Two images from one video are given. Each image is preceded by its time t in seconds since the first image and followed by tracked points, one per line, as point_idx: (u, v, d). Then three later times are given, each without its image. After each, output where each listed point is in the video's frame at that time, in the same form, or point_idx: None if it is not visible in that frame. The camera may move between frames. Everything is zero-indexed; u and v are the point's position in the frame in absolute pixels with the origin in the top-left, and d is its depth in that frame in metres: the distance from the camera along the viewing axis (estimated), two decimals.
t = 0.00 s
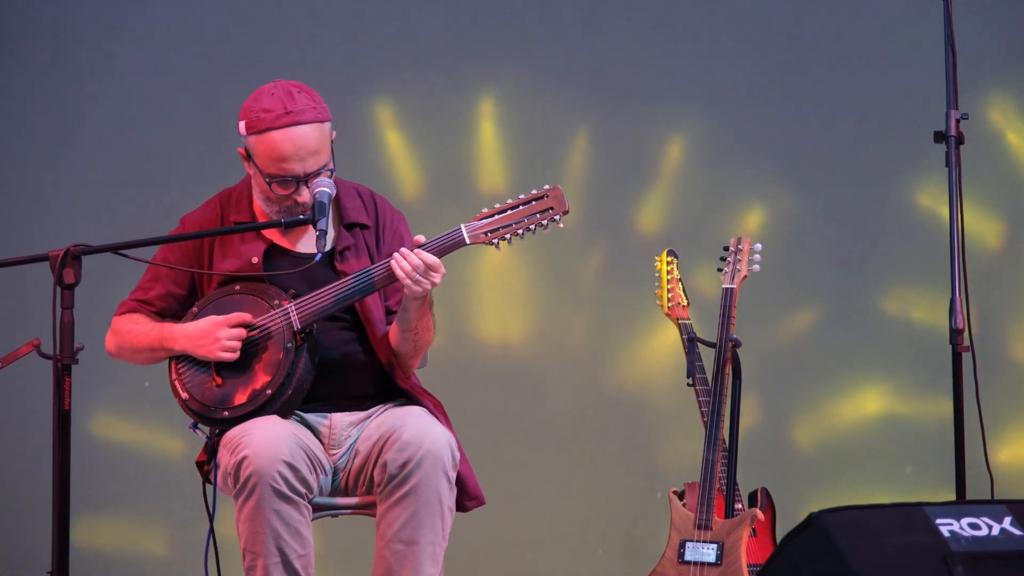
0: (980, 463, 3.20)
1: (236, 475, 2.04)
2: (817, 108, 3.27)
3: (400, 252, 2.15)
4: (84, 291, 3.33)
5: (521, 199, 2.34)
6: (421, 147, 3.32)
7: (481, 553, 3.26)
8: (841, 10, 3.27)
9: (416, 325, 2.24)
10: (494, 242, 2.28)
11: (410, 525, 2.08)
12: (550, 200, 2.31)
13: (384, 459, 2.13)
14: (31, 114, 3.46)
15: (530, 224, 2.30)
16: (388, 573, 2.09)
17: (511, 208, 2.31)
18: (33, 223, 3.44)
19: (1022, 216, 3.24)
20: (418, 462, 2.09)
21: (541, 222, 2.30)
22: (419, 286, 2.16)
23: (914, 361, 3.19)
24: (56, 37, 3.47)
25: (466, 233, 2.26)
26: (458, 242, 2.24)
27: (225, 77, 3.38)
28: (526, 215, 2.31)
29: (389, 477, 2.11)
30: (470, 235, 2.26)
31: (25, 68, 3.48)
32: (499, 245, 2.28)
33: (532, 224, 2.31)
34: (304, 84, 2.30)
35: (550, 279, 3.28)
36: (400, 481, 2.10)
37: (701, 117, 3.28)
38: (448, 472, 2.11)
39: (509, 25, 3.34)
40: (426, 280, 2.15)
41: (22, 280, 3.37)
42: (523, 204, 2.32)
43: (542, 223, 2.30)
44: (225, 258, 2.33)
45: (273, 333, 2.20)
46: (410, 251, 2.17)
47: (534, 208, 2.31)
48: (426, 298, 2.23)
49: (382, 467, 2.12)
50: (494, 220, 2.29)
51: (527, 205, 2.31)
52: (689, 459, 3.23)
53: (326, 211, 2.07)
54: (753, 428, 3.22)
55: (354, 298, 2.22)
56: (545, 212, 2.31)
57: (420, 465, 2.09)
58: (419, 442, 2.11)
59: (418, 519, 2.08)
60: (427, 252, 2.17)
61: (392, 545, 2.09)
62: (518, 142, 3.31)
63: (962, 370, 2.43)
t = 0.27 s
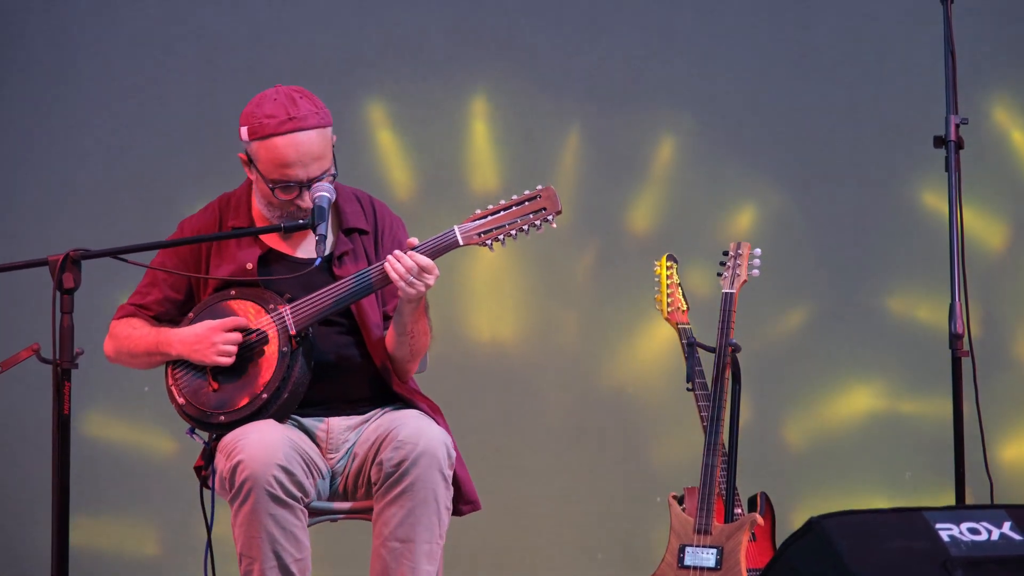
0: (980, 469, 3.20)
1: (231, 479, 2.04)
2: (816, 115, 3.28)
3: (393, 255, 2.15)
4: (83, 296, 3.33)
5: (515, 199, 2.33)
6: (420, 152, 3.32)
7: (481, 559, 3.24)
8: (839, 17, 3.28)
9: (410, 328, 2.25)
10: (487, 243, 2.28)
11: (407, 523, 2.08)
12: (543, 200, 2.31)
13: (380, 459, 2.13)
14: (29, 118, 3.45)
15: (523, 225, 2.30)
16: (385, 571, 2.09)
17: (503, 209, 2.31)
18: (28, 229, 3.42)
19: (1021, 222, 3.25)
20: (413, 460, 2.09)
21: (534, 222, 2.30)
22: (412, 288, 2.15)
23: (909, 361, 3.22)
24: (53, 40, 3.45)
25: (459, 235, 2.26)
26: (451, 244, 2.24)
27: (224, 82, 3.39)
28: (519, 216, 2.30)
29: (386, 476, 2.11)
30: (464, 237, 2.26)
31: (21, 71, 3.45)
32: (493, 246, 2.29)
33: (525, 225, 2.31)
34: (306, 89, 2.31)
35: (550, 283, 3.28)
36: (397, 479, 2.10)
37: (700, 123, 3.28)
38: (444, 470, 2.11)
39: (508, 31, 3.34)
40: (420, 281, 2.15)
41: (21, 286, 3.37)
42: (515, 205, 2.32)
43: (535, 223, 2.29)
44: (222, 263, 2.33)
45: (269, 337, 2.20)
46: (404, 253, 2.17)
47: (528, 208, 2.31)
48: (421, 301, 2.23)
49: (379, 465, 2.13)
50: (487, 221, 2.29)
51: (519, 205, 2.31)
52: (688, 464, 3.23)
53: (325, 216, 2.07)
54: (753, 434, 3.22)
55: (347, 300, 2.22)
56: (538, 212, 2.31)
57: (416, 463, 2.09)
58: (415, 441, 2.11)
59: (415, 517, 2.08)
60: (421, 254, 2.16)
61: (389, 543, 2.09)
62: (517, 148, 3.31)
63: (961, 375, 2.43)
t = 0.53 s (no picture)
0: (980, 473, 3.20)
1: (232, 483, 2.04)
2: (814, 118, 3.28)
3: (400, 261, 2.15)
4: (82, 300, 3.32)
5: (522, 209, 2.33)
6: (419, 156, 3.32)
7: (480, 564, 3.24)
8: (837, 21, 3.29)
9: (415, 335, 2.25)
10: (494, 252, 2.28)
11: (411, 529, 2.08)
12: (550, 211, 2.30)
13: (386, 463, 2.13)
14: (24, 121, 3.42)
15: (531, 235, 2.30)
16: None
17: (511, 218, 2.30)
18: (25, 232, 3.39)
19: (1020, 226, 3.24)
20: (420, 466, 2.09)
21: (541, 232, 2.29)
22: (417, 295, 2.15)
23: (912, 366, 3.20)
24: (47, 41, 3.42)
25: (466, 242, 2.26)
26: (457, 251, 2.24)
27: (223, 85, 3.37)
28: (526, 226, 2.30)
29: (391, 481, 2.11)
30: (471, 245, 2.26)
31: (15, 74, 3.42)
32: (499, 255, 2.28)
33: (531, 235, 2.30)
34: (298, 90, 2.33)
35: (549, 288, 3.28)
36: (402, 485, 2.10)
37: (699, 126, 3.29)
38: (450, 477, 2.12)
39: (506, 34, 3.34)
40: (426, 288, 2.15)
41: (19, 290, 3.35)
42: (523, 215, 2.32)
43: (541, 234, 2.29)
44: (229, 265, 2.33)
45: (272, 340, 2.20)
46: (410, 260, 2.17)
47: (535, 218, 2.30)
48: (426, 308, 2.23)
49: (385, 470, 2.13)
50: (494, 230, 2.29)
51: (526, 215, 2.30)
52: (688, 469, 3.22)
53: (324, 220, 2.07)
54: (752, 438, 3.22)
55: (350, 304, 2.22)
56: (546, 223, 2.30)
57: (423, 469, 2.09)
58: (422, 446, 2.11)
59: (419, 523, 2.09)
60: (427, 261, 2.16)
61: (392, 548, 2.09)
62: (516, 151, 3.31)
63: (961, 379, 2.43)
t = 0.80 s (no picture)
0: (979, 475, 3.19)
1: (237, 484, 2.04)
2: (813, 120, 3.28)
3: (409, 267, 2.16)
4: (80, 302, 3.30)
5: (530, 221, 2.34)
6: (418, 158, 3.31)
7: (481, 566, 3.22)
8: (835, 23, 3.29)
9: (420, 342, 2.26)
10: (502, 262, 2.28)
11: (423, 526, 2.07)
12: (559, 223, 2.31)
13: (399, 461, 2.14)
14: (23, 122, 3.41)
15: (540, 247, 2.31)
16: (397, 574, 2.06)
17: (519, 229, 2.31)
18: (23, 234, 3.37)
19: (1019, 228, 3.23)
20: (434, 463, 2.10)
21: (549, 244, 2.30)
22: (423, 302, 2.15)
23: (908, 365, 3.22)
24: (47, 44, 3.42)
25: (475, 252, 2.26)
26: (467, 260, 2.24)
27: (222, 87, 3.37)
28: (534, 237, 2.31)
29: (404, 477, 2.11)
30: (480, 254, 2.26)
31: (15, 76, 3.42)
32: (507, 265, 2.28)
33: (539, 246, 2.31)
34: (306, 95, 2.34)
35: (548, 290, 3.28)
36: (416, 481, 2.10)
37: (698, 128, 3.29)
38: (463, 476, 2.12)
39: (505, 36, 3.34)
40: (433, 296, 2.15)
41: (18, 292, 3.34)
42: (531, 226, 2.32)
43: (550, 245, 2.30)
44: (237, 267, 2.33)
45: (275, 342, 2.21)
46: (418, 266, 2.17)
47: (543, 230, 2.31)
48: (432, 316, 2.23)
49: (398, 468, 2.12)
50: (502, 240, 2.29)
51: (535, 227, 2.31)
52: (687, 471, 3.22)
53: (323, 222, 2.07)
54: (752, 440, 3.21)
55: (351, 310, 2.22)
56: (555, 235, 2.31)
57: (437, 465, 2.10)
58: (436, 444, 2.12)
59: (431, 520, 2.08)
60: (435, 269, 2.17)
61: (403, 545, 2.07)
62: (515, 153, 3.31)
63: (960, 381, 2.43)
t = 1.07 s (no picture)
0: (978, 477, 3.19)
1: (236, 485, 2.04)
2: (813, 121, 3.28)
3: (420, 274, 2.15)
4: (79, 303, 3.29)
5: (545, 234, 2.35)
6: (418, 158, 3.31)
7: (481, 567, 3.22)
8: (835, 25, 3.30)
9: (427, 349, 2.26)
10: (516, 274, 2.29)
11: (438, 525, 2.06)
12: (574, 238, 2.32)
13: (406, 466, 2.13)
14: (22, 122, 3.40)
15: (554, 261, 2.31)
16: None
17: (534, 243, 2.32)
18: (22, 235, 3.36)
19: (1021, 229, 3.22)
20: (442, 462, 2.10)
21: (563, 258, 2.31)
22: (436, 310, 2.15)
23: (909, 365, 3.21)
24: (47, 44, 3.41)
25: (488, 262, 2.27)
26: (479, 270, 2.26)
27: (222, 88, 3.36)
28: (548, 251, 2.32)
29: (414, 481, 2.11)
30: (493, 265, 2.27)
31: (15, 75, 3.41)
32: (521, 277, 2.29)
33: (553, 260, 2.32)
34: (320, 84, 2.37)
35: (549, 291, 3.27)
36: (426, 482, 2.10)
37: (698, 129, 3.28)
38: (471, 473, 2.12)
39: (504, 37, 3.34)
40: (444, 305, 2.15)
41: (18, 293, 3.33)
42: (545, 240, 2.33)
43: (564, 260, 2.30)
44: (245, 265, 2.34)
45: (280, 342, 2.21)
46: (431, 274, 2.17)
47: (558, 244, 2.32)
48: (439, 323, 2.24)
49: (405, 471, 2.12)
50: (516, 253, 2.30)
51: (549, 241, 2.32)
52: (687, 471, 3.21)
53: (321, 223, 2.07)
54: (752, 440, 3.21)
55: (358, 314, 2.22)
56: (569, 249, 2.32)
57: (445, 464, 2.10)
58: (442, 444, 2.13)
59: (445, 519, 2.07)
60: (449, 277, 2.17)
61: (420, 547, 2.05)
62: (514, 154, 3.31)
63: (960, 382, 2.43)
